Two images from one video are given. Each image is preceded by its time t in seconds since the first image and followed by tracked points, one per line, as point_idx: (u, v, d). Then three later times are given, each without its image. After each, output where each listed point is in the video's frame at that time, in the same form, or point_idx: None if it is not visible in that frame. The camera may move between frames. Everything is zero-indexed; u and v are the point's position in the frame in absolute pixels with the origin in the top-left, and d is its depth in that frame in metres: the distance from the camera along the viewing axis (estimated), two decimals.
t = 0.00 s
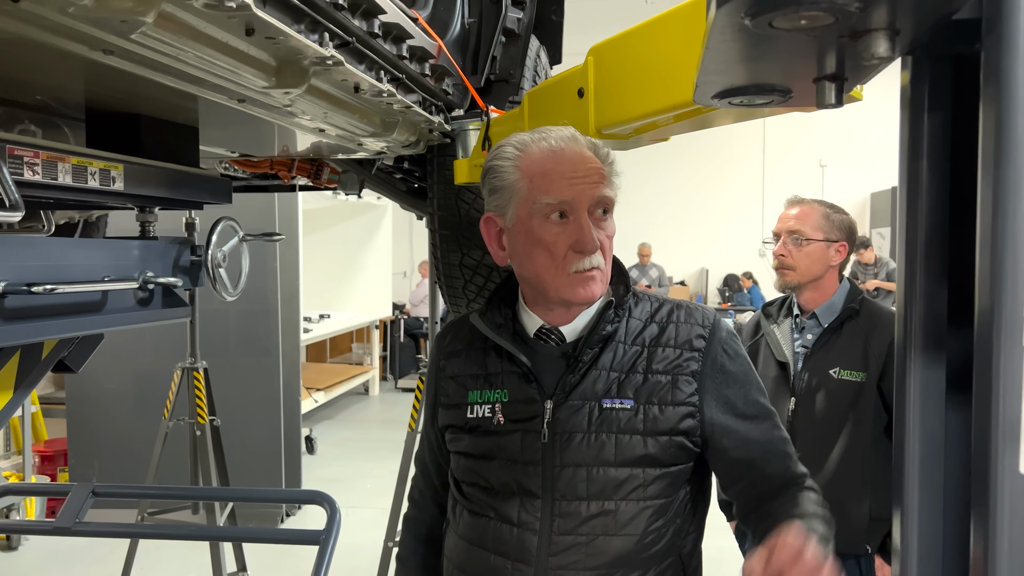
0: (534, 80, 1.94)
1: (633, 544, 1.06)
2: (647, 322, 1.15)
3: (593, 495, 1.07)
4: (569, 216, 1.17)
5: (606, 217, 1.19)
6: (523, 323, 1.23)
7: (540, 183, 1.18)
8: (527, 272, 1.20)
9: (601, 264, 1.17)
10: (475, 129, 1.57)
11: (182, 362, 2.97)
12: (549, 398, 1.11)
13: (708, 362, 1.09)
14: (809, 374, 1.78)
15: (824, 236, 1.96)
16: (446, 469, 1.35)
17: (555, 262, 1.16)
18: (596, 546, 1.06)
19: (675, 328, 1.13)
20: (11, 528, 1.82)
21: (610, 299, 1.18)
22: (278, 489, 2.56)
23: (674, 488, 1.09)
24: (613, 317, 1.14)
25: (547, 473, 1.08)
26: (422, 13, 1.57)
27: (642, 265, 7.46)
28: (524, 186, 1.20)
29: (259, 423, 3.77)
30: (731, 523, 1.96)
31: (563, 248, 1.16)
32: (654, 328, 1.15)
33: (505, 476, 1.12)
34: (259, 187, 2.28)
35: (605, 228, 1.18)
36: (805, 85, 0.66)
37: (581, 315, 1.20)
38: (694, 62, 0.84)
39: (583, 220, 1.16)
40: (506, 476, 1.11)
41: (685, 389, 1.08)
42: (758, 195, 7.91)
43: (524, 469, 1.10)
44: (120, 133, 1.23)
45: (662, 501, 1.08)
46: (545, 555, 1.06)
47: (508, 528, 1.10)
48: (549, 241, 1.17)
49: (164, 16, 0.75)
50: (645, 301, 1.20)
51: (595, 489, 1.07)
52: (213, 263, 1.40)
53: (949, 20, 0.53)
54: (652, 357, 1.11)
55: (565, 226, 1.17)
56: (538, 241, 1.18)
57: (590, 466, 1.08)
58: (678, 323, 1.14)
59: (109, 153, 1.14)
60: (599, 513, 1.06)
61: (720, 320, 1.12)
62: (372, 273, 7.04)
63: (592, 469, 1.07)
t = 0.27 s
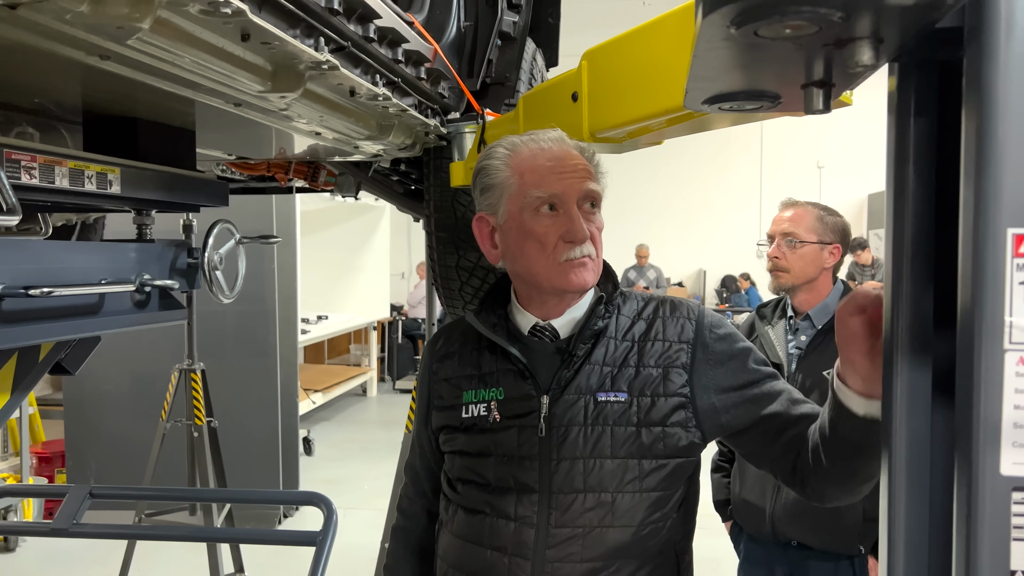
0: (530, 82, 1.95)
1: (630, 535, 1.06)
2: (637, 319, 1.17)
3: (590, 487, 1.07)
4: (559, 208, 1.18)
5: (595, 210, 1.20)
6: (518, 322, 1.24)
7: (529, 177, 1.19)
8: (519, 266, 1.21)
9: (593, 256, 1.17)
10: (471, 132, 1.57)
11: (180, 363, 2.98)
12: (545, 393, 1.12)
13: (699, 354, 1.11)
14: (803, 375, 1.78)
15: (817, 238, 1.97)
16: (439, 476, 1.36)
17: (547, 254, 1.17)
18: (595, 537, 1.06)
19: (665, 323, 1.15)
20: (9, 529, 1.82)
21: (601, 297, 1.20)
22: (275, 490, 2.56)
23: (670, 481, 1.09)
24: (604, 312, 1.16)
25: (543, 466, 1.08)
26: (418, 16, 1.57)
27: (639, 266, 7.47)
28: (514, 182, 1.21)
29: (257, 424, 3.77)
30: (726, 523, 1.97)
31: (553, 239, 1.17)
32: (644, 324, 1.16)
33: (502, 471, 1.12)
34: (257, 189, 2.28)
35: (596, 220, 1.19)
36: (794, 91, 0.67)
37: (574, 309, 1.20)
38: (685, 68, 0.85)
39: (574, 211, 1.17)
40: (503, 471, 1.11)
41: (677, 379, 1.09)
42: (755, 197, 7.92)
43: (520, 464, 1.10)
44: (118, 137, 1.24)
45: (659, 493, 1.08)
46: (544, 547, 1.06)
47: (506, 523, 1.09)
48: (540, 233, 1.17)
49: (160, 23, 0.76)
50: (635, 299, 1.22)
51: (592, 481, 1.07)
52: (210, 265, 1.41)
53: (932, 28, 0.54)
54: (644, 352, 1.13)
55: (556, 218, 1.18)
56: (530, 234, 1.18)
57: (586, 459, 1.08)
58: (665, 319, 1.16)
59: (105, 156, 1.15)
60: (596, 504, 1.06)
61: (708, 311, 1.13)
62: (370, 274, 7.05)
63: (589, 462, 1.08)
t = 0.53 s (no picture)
0: (524, 86, 1.96)
1: (620, 535, 1.06)
2: (625, 323, 1.19)
3: (579, 487, 1.07)
4: (542, 207, 1.22)
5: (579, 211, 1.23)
6: (509, 329, 1.25)
7: (513, 180, 1.24)
8: (506, 268, 1.23)
9: (576, 253, 1.20)
10: (464, 137, 1.58)
11: (177, 366, 2.98)
12: (535, 395, 1.13)
13: (686, 353, 1.11)
14: (795, 378, 1.78)
15: (811, 242, 1.97)
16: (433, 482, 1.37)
17: (529, 250, 1.20)
18: (584, 537, 1.06)
19: (653, 324, 1.16)
20: (5, 532, 1.83)
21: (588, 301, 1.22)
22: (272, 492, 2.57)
23: (660, 482, 1.09)
24: (591, 315, 1.18)
25: (532, 467, 1.09)
26: (411, 22, 1.58)
27: (638, 268, 7.47)
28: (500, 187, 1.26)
29: (254, 426, 3.78)
30: (719, 525, 1.98)
31: (536, 236, 1.20)
32: (633, 327, 1.18)
33: (492, 474, 1.13)
34: (253, 193, 2.29)
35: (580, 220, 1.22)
36: (775, 101, 0.68)
37: (561, 309, 1.21)
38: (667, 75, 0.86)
39: (555, 209, 1.21)
40: (493, 473, 1.12)
41: (665, 379, 1.10)
42: (753, 199, 7.93)
43: (510, 467, 1.11)
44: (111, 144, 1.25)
45: (649, 493, 1.08)
46: (533, 547, 1.06)
47: (496, 525, 1.10)
48: (523, 231, 1.21)
49: (150, 33, 0.77)
50: (624, 304, 1.23)
51: (581, 481, 1.07)
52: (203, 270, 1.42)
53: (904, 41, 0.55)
54: (632, 354, 1.14)
55: (538, 217, 1.22)
56: (514, 233, 1.22)
57: (575, 459, 1.09)
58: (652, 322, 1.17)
59: (99, 162, 1.15)
60: (585, 504, 1.07)
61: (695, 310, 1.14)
62: (368, 276, 7.05)
63: (577, 462, 1.08)
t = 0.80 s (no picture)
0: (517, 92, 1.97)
1: (601, 538, 1.07)
2: (608, 328, 1.21)
3: (561, 490, 1.08)
4: (515, 201, 1.27)
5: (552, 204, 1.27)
6: (496, 335, 1.28)
7: (487, 182, 1.30)
8: (485, 266, 1.27)
9: (549, 241, 1.23)
10: (454, 143, 1.59)
11: (173, 369, 2.99)
12: (518, 400, 1.15)
13: (667, 357, 1.13)
14: (784, 382, 1.79)
15: (807, 247, 2.01)
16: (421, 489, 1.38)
17: (502, 241, 1.24)
18: (566, 540, 1.07)
19: (635, 329, 1.18)
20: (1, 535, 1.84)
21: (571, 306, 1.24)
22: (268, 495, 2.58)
23: (642, 485, 1.10)
24: (573, 320, 1.20)
25: (515, 471, 1.10)
26: (401, 29, 1.59)
27: (637, 270, 7.48)
28: (477, 190, 1.32)
29: (252, 428, 3.79)
30: (710, 529, 1.99)
31: (509, 228, 1.25)
32: (615, 333, 1.20)
33: (476, 478, 1.14)
34: (249, 198, 2.31)
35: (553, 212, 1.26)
36: (745, 114, 0.69)
37: (538, 299, 1.24)
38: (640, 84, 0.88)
39: (526, 201, 1.25)
40: (478, 478, 1.14)
41: (647, 383, 1.11)
42: (753, 201, 7.93)
43: (494, 471, 1.12)
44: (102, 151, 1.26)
45: (631, 497, 1.09)
46: (515, 550, 1.07)
47: (480, 529, 1.11)
48: (496, 225, 1.26)
49: (133, 46, 0.78)
50: (608, 311, 1.25)
51: (564, 485, 1.08)
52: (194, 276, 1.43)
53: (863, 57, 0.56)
54: (613, 359, 1.16)
55: (511, 211, 1.26)
56: (489, 229, 1.27)
57: (557, 463, 1.10)
58: (634, 327, 1.19)
59: (88, 170, 1.16)
60: (567, 507, 1.08)
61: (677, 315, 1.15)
62: (368, 278, 7.06)
63: (559, 466, 1.09)
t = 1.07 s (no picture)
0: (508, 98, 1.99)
1: (579, 534, 1.09)
2: (585, 330, 1.23)
3: (541, 488, 1.11)
4: (489, 205, 1.28)
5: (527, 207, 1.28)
6: (477, 337, 1.30)
7: (462, 187, 1.32)
8: (461, 270, 1.28)
9: (524, 243, 1.24)
10: (444, 150, 1.62)
11: (172, 371, 3.02)
12: (497, 402, 1.17)
13: (642, 356, 1.15)
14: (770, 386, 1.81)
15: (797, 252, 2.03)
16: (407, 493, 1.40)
17: (478, 243, 1.25)
18: (545, 538, 1.09)
19: (611, 329, 1.20)
20: None
21: (549, 309, 1.26)
22: (265, 496, 2.61)
23: (620, 482, 1.12)
24: (549, 322, 1.22)
25: (495, 472, 1.13)
26: (392, 39, 1.61)
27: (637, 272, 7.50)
28: (453, 198, 1.34)
29: (251, 431, 3.82)
30: (699, 531, 2.01)
31: (484, 231, 1.26)
32: (592, 334, 1.22)
33: (458, 480, 1.17)
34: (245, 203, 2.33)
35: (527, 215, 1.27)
36: (710, 129, 0.71)
37: (515, 299, 1.25)
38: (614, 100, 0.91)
39: (500, 204, 1.27)
40: (461, 480, 1.16)
41: (622, 382, 1.14)
42: (754, 203, 7.94)
43: (474, 472, 1.15)
44: (94, 161, 1.29)
45: (609, 494, 1.11)
46: (495, 549, 1.09)
47: (462, 528, 1.14)
48: (472, 229, 1.27)
49: (119, 62, 0.80)
50: (586, 312, 1.27)
51: (543, 483, 1.11)
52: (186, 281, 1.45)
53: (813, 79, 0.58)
54: (591, 359, 1.18)
55: (486, 215, 1.28)
56: (464, 233, 1.28)
57: (536, 462, 1.12)
58: (611, 328, 1.21)
59: (81, 180, 1.19)
60: (546, 505, 1.10)
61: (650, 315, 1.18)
62: (369, 281, 7.09)
63: (538, 465, 1.12)
